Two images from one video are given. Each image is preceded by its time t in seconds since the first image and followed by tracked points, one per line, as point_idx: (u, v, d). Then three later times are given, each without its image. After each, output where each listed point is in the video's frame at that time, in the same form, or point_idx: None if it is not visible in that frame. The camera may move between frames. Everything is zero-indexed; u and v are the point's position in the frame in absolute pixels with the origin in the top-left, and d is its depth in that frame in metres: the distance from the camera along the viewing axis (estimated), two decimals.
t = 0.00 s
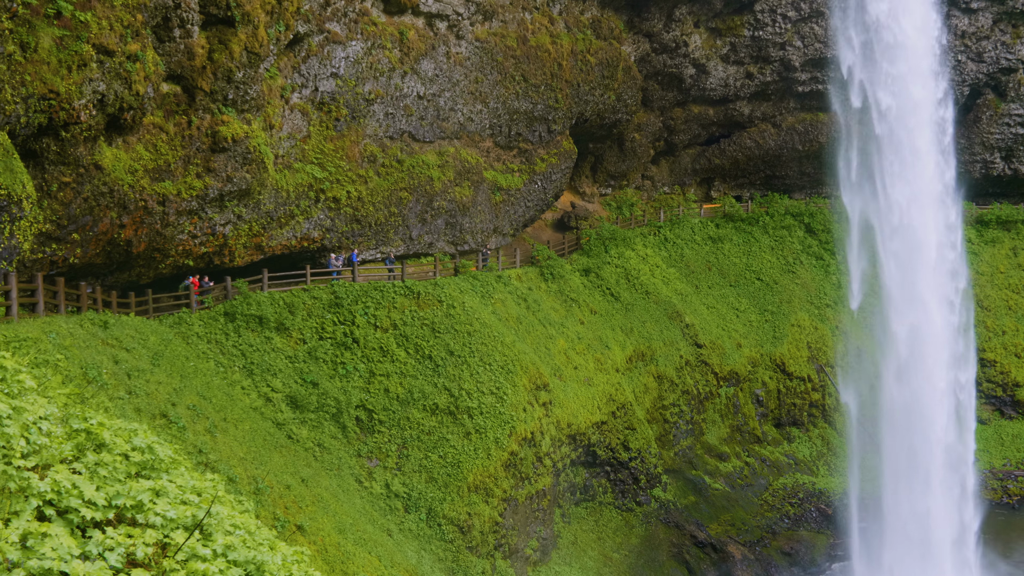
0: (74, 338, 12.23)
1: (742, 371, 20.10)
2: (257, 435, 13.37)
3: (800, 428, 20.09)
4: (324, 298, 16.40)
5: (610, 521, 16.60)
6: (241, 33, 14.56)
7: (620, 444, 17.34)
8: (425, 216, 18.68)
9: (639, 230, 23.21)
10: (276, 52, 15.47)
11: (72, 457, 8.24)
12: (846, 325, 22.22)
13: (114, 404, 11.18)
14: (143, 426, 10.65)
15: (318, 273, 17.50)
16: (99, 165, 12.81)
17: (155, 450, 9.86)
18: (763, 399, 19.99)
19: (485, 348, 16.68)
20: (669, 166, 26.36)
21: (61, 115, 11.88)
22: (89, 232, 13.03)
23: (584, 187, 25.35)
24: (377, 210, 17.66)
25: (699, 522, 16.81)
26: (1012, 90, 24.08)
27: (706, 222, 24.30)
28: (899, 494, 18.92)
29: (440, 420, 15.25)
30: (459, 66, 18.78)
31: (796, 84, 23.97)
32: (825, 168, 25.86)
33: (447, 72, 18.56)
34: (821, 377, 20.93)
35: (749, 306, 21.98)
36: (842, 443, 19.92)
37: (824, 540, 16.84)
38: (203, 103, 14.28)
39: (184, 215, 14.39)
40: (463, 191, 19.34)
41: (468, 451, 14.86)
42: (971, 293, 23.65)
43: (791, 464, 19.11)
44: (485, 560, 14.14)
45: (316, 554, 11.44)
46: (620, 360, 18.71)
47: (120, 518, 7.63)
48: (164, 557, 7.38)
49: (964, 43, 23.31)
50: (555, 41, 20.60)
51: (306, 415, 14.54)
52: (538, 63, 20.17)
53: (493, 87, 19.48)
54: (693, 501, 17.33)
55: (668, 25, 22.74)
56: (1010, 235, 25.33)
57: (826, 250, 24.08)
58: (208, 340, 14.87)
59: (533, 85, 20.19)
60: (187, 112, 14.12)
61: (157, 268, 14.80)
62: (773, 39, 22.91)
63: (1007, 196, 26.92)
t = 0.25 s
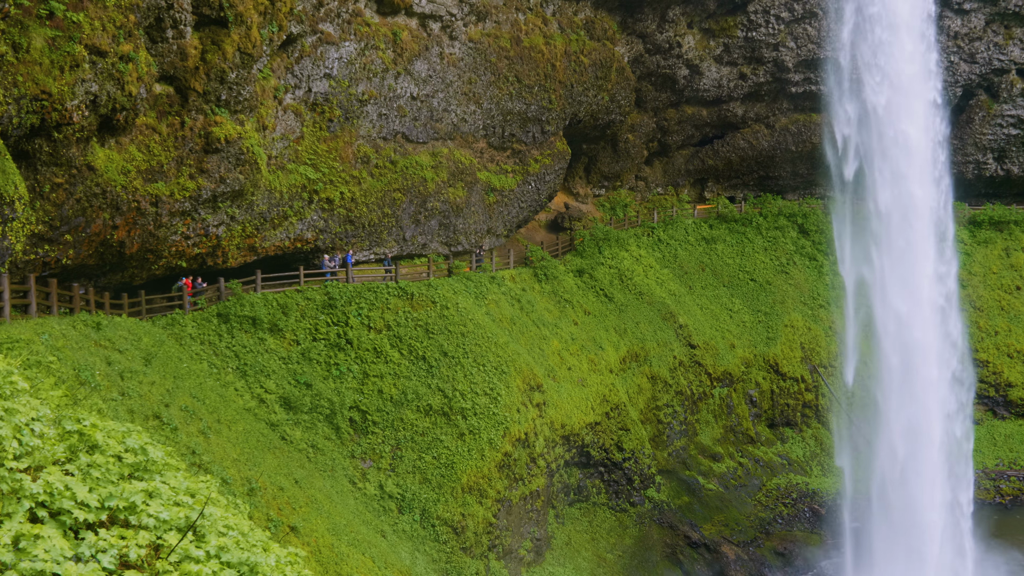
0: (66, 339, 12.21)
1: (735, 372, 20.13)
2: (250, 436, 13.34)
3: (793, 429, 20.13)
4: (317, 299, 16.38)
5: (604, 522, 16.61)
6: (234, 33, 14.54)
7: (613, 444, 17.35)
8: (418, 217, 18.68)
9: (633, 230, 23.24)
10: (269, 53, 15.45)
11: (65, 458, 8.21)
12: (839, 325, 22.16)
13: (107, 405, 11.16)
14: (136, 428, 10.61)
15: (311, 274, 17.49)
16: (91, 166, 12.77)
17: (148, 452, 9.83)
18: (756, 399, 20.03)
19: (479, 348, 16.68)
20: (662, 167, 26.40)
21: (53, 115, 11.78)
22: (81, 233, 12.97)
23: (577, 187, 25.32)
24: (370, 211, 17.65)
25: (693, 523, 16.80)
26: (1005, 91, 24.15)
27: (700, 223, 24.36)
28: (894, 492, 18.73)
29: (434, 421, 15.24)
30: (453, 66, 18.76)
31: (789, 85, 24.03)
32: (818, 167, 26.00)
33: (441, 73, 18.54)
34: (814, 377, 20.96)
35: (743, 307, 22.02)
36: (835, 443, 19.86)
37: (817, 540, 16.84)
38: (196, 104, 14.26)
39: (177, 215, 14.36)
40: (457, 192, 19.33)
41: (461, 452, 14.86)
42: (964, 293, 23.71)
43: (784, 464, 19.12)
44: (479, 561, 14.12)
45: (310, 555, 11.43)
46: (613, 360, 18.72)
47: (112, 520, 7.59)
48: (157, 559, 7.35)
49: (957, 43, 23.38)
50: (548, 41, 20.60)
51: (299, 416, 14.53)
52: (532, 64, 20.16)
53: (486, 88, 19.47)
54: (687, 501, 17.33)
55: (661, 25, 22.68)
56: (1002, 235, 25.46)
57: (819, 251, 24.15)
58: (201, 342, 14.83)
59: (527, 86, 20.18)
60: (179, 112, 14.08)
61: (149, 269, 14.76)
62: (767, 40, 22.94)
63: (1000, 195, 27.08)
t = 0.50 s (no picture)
0: (57, 340, 12.22)
1: (728, 372, 20.17)
2: (243, 437, 13.30)
3: (785, 429, 20.17)
4: (310, 300, 16.34)
5: (597, 522, 16.63)
6: (226, 33, 14.50)
7: (606, 444, 17.37)
8: (411, 218, 18.67)
9: (625, 230, 23.27)
10: (261, 53, 15.42)
11: (56, 460, 8.18)
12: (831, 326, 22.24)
13: (99, 407, 11.16)
14: (127, 429, 10.58)
15: (304, 275, 17.47)
16: (83, 167, 12.72)
17: (139, 453, 9.81)
18: (749, 399, 20.05)
19: (471, 348, 16.68)
20: (655, 167, 26.45)
21: (44, 116, 11.71)
22: (73, 233, 12.90)
23: (570, 188, 25.36)
24: (363, 212, 17.63)
25: (686, 523, 16.81)
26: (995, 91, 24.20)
27: (693, 223, 24.41)
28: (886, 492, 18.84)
29: (426, 422, 15.23)
30: (445, 67, 18.75)
31: (781, 86, 24.09)
32: (811, 169, 25.84)
33: (433, 73, 18.52)
34: (806, 377, 21.00)
35: (735, 307, 22.06)
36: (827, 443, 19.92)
37: (810, 539, 16.85)
38: (188, 104, 14.22)
39: (169, 216, 14.32)
40: (449, 192, 19.33)
41: (454, 453, 14.85)
42: (954, 293, 23.76)
43: (777, 464, 19.14)
44: (472, 561, 14.12)
45: (301, 556, 11.43)
46: (606, 360, 18.74)
47: (103, 522, 7.58)
48: (149, 560, 7.35)
49: (948, 44, 23.38)
50: (541, 42, 20.60)
51: (292, 417, 14.51)
52: (524, 64, 20.16)
53: (478, 89, 19.46)
54: (679, 501, 17.35)
55: (654, 26, 22.83)
56: (993, 235, 25.54)
57: (811, 251, 24.20)
58: (193, 343, 14.78)
59: (519, 86, 20.18)
60: (171, 113, 14.05)
61: (141, 270, 14.71)
62: (759, 41, 22.97)
63: (990, 195, 27.18)
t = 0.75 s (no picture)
0: (47, 340, 12.21)
1: (719, 372, 20.20)
2: (233, 438, 13.25)
3: (777, 428, 20.21)
4: (301, 300, 16.29)
5: (588, 522, 16.63)
6: (217, 33, 14.46)
7: (598, 444, 17.38)
8: (402, 218, 18.64)
9: (617, 231, 23.29)
10: (252, 53, 15.38)
11: (45, 461, 8.15)
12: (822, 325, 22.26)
13: (89, 407, 11.17)
14: (116, 430, 10.53)
15: (294, 275, 17.42)
16: (72, 167, 12.68)
17: (129, 454, 9.78)
18: (740, 399, 20.10)
19: (463, 349, 16.68)
20: (646, 168, 26.49)
21: (33, 116, 11.72)
22: (62, 234, 12.88)
23: (562, 188, 25.35)
24: (354, 212, 17.60)
25: (677, 523, 16.82)
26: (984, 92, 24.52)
27: (684, 223, 24.45)
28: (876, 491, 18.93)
29: (418, 422, 15.22)
30: (437, 67, 18.73)
31: (772, 87, 24.16)
32: (801, 170, 25.88)
33: (425, 73, 18.49)
34: (797, 377, 21.02)
35: (726, 307, 22.09)
36: (818, 442, 19.92)
37: (800, 538, 16.89)
38: (179, 104, 14.18)
39: (160, 216, 14.27)
40: (441, 192, 19.31)
41: (445, 453, 14.84)
42: (944, 293, 23.85)
43: (767, 464, 19.16)
44: (463, 561, 14.11)
45: (293, 557, 11.44)
46: (598, 361, 18.74)
47: (93, 523, 7.56)
48: (139, 562, 7.33)
49: (938, 45, 23.64)
50: (532, 42, 20.60)
51: (283, 417, 14.46)
52: (516, 65, 20.16)
53: (470, 89, 19.44)
54: (671, 501, 17.36)
55: (645, 27, 22.61)
56: (983, 236, 25.69)
57: (802, 251, 24.22)
58: (183, 343, 14.71)
59: (510, 87, 20.17)
60: (162, 112, 13.99)
61: (131, 270, 14.65)
62: (749, 41, 23.10)
63: (978, 197, 27.37)
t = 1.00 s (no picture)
0: (34, 341, 12.14)
1: (709, 372, 20.24)
2: (223, 438, 13.20)
3: (766, 428, 20.25)
4: (291, 300, 16.23)
5: (578, 522, 16.65)
6: (205, 32, 14.40)
7: (588, 444, 17.40)
8: (392, 218, 18.60)
9: (606, 230, 23.30)
10: (241, 52, 15.32)
11: (32, 462, 8.12)
12: (811, 325, 22.33)
13: (75, 408, 11.15)
14: (105, 431, 10.49)
15: (283, 275, 17.38)
16: (60, 166, 12.55)
17: (117, 455, 9.74)
18: (729, 399, 20.15)
19: (453, 349, 16.66)
20: (635, 168, 26.50)
21: (20, 115, 11.56)
22: (50, 234, 12.76)
23: (551, 188, 25.35)
24: (343, 212, 17.55)
25: (667, 522, 16.84)
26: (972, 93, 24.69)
27: (674, 223, 24.48)
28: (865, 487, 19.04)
29: (408, 422, 15.20)
30: (426, 66, 18.68)
31: (761, 86, 24.19)
32: (790, 169, 26.09)
33: (414, 73, 18.46)
34: (787, 377, 21.08)
35: (715, 306, 22.15)
36: (807, 442, 20.00)
37: (790, 537, 16.93)
38: (167, 104, 14.12)
39: (148, 216, 14.21)
40: (430, 192, 19.28)
41: (436, 453, 14.83)
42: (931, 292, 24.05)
43: (757, 463, 19.21)
44: (454, 562, 14.10)
45: (283, 558, 11.43)
46: (587, 360, 18.75)
47: (81, 524, 7.53)
48: (128, 562, 7.31)
49: (926, 46, 23.80)
50: (522, 42, 20.57)
51: (272, 418, 14.40)
52: (505, 65, 20.14)
53: (459, 89, 19.41)
54: (661, 500, 17.38)
55: (635, 27, 22.60)
56: (970, 235, 25.84)
57: (791, 251, 24.26)
58: (172, 344, 14.64)
59: (500, 87, 20.16)
60: (150, 112, 13.93)
61: (119, 271, 14.58)
62: (738, 42, 23.11)
63: (966, 197, 27.59)
